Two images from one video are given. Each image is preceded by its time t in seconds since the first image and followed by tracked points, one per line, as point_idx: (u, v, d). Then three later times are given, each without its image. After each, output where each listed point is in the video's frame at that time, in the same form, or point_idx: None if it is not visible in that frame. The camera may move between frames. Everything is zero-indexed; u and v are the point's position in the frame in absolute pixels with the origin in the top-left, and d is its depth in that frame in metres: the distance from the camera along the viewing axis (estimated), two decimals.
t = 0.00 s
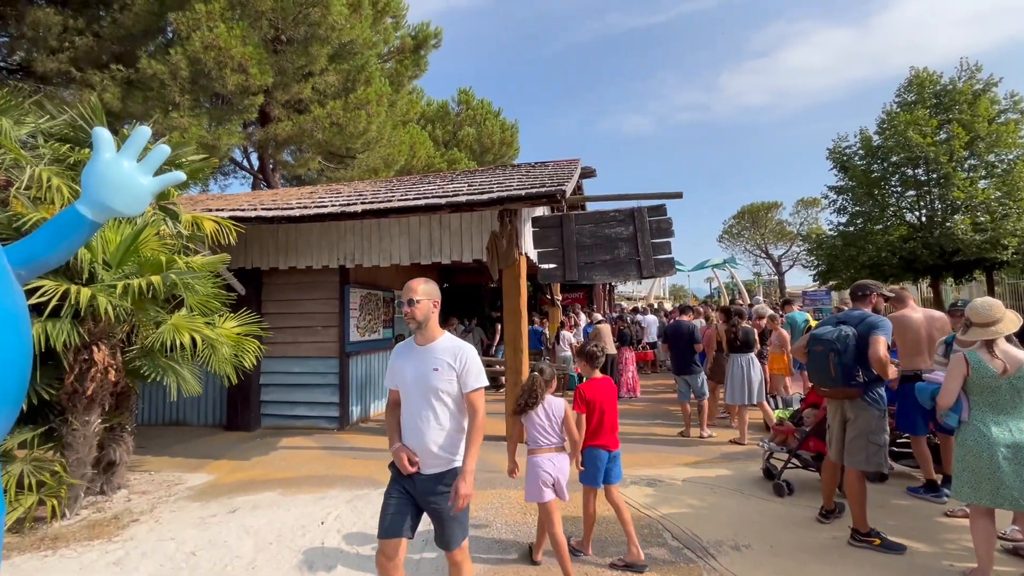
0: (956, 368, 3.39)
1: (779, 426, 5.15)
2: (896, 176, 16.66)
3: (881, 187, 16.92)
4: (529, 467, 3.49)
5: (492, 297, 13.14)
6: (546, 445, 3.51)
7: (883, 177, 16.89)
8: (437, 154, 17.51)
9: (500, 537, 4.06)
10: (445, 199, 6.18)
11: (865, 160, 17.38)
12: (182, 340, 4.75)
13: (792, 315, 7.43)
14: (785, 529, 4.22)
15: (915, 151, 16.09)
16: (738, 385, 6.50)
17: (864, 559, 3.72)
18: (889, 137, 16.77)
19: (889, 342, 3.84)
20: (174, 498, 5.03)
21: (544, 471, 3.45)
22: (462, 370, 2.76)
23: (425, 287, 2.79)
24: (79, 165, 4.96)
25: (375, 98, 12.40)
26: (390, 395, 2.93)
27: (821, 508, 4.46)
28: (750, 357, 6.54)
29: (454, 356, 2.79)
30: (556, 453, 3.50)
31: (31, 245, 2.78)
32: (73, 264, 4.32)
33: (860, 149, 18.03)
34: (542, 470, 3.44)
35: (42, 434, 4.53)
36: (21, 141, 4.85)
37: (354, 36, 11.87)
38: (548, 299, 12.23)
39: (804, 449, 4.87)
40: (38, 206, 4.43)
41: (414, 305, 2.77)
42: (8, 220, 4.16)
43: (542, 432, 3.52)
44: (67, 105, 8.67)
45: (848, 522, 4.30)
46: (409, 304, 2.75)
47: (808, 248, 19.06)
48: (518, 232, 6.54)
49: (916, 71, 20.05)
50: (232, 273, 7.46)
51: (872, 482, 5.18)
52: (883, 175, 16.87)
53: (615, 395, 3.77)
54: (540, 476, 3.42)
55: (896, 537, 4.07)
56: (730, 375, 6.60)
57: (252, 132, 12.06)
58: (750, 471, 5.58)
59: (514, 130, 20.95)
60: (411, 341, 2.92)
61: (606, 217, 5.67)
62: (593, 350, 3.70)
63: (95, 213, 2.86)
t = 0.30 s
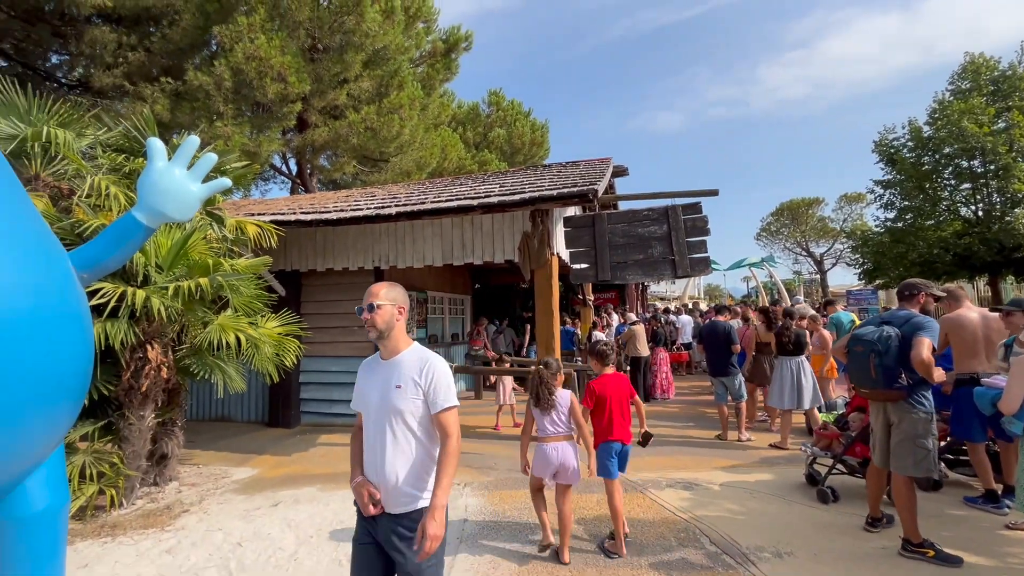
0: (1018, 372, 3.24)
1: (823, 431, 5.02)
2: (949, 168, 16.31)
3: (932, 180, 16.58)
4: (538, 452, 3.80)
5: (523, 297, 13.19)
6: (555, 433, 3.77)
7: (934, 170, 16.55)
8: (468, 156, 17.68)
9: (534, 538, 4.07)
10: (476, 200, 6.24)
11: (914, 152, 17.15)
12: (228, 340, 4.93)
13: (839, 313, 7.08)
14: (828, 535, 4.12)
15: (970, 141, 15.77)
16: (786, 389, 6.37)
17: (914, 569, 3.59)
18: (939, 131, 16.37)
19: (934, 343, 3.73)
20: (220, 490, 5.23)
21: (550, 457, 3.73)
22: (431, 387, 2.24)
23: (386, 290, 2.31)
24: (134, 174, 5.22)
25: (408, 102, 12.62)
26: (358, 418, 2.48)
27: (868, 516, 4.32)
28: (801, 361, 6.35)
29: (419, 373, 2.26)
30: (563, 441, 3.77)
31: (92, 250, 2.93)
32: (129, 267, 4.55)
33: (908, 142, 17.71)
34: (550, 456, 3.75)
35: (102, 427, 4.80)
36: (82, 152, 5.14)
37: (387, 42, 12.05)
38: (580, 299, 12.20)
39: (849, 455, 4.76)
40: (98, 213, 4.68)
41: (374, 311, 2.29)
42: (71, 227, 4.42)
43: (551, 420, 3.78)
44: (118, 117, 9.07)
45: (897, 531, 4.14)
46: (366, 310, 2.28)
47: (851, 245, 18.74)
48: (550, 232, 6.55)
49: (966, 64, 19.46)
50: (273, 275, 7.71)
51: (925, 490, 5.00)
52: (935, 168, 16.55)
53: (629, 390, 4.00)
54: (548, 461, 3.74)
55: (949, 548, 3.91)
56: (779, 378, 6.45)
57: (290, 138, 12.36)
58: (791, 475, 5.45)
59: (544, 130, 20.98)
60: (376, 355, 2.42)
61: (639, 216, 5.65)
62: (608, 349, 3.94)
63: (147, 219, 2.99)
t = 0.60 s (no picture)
0: None
1: (873, 436, 4.89)
2: (1010, 159, 15.79)
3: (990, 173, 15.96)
4: (543, 450, 3.92)
5: (556, 298, 13.17)
6: (558, 431, 3.89)
7: (994, 161, 16.04)
8: (499, 157, 17.76)
9: (569, 540, 4.04)
10: (509, 201, 6.26)
11: (972, 142, 16.78)
12: (270, 340, 5.09)
13: (891, 313, 6.72)
14: (876, 544, 3.96)
15: None
16: (839, 391, 6.11)
17: None
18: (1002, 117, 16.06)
19: (977, 344, 3.57)
20: (263, 485, 5.39)
21: (554, 452, 3.84)
22: (385, 398, 1.96)
23: (334, 285, 2.10)
24: (183, 180, 5.44)
25: (440, 105, 12.78)
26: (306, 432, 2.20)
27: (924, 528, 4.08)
28: (858, 364, 6.08)
29: (369, 380, 1.99)
30: (565, 438, 3.87)
31: (150, 252, 3.13)
32: (178, 269, 4.74)
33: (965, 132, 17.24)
34: (554, 452, 3.85)
35: (154, 422, 5.02)
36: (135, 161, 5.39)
37: (420, 47, 12.20)
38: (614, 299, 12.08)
39: (903, 463, 4.59)
40: (151, 218, 4.90)
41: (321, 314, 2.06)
42: (126, 232, 4.63)
43: (553, 418, 3.90)
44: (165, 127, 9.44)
45: (955, 544, 3.91)
46: (313, 312, 2.06)
47: (901, 241, 18.13)
48: (583, 232, 6.51)
49: (1022, 52, 18.69)
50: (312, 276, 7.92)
51: (987, 502, 4.77)
52: (993, 160, 16.04)
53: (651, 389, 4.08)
54: (552, 457, 3.84)
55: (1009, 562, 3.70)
56: (833, 380, 6.20)
57: (326, 144, 12.65)
58: (837, 483, 5.26)
59: (575, 130, 20.91)
60: (325, 363, 2.15)
61: (674, 214, 5.59)
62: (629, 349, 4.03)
63: (195, 220, 3.13)
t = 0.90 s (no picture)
0: None
1: (931, 445, 4.63)
2: None
3: None
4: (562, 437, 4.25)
5: (590, 299, 13.10)
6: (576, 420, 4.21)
7: None
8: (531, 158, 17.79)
9: (604, 544, 3.98)
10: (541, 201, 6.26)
11: None
12: (310, 340, 5.23)
13: (949, 313, 6.33)
14: (929, 555, 3.78)
15: None
16: (900, 397, 5.84)
17: None
18: None
19: None
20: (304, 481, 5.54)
21: (572, 440, 4.16)
22: (273, 429, 1.65)
23: (234, 286, 1.84)
24: (228, 187, 5.63)
25: (471, 108, 12.89)
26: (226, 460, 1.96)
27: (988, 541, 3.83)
28: (922, 368, 5.79)
29: (262, 406, 1.69)
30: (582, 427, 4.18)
31: (196, 256, 3.28)
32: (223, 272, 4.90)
33: None
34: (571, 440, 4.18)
35: (202, 419, 5.20)
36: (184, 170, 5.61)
37: (452, 50, 12.35)
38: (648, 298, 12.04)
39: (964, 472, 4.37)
40: (198, 224, 5.11)
41: (219, 321, 1.82)
42: (175, 237, 4.83)
43: (570, 408, 4.22)
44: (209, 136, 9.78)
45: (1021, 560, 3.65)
46: (210, 321, 1.82)
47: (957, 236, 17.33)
48: (617, 231, 6.45)
49: None
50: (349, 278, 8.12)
51: None
52: None
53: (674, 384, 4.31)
54: (569, 445, 4.16)
55: None
56: (894, 384, 5.90)
57: (362, 149, 12.91)
58: (892, 492, 5.01)
59: (609, 128, 20.73)
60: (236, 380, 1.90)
61: (712, 212, 5.50)
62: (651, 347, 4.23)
63: (239, 225, 3.24)
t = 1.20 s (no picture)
0: None
1: (997, 453, 4.40)
2: None
3: None
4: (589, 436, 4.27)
5: (625, 299, 13.00)
6: (605, 420, 4.25)
7: None
8: (564, 158, 17.76)
9: (641, 549, 3.94)
10: (574, 201, 6.24)
11: None
12: (347, 341, 5.35)
13: (1015, 313, 6.01)
14: (988, 570, 3.59)
15: None
16: (962, 401, 5.55)
17: None
18: None
19: None
20: (343, 479, 5.67)
21: (600, 440, 4.19)
22: (103, 460, 1.34)
23: (88, 289, 1.48)
24: (270, 193, 5.81)
25: (504, 109, 12.94)
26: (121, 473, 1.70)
27: None
28: (984, 371, 5.52)
29: (103, 423, 1.41)
30: (610, 428, 4.24)
31: (241, 259, 3.41)
32: (266, 275, 5.10)
33: None
34: (599, 440, 4.20)
35: (247, 417, 5.36)
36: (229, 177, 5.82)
37: (484, 53, 12.46)
38: (684, 297, 11.89)
39: None
40: (242, 229, 5.29)
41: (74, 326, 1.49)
42: (221, 242, 5.04)
43: (599, 408, 4.26)
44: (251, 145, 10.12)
45: None
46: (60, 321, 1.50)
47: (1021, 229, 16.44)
48: (652, 230, 6.39)
49: None
50: (386, 280, 8.27)
51: None
52: None
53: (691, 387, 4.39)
54: (597, 446, 4.18)
55: None
56: (953, 388, 5.64)
57: (397, 153, 13.14)
58: (950, 503, 4.78)
59: (643, 125, 20.51)
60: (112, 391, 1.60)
61: (752, 208, 5.37)
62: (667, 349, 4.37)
63: (280, 230, 3.34)
